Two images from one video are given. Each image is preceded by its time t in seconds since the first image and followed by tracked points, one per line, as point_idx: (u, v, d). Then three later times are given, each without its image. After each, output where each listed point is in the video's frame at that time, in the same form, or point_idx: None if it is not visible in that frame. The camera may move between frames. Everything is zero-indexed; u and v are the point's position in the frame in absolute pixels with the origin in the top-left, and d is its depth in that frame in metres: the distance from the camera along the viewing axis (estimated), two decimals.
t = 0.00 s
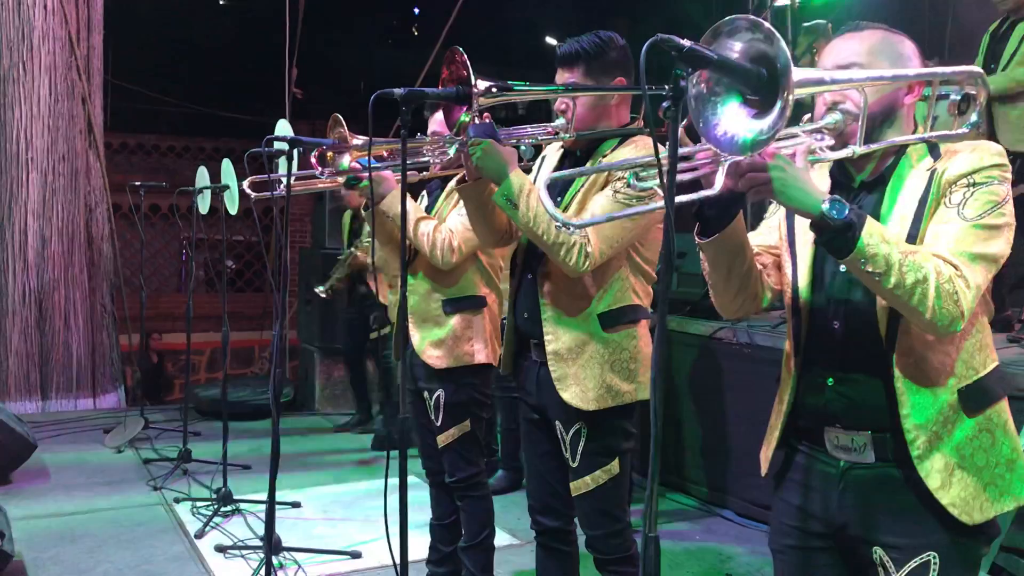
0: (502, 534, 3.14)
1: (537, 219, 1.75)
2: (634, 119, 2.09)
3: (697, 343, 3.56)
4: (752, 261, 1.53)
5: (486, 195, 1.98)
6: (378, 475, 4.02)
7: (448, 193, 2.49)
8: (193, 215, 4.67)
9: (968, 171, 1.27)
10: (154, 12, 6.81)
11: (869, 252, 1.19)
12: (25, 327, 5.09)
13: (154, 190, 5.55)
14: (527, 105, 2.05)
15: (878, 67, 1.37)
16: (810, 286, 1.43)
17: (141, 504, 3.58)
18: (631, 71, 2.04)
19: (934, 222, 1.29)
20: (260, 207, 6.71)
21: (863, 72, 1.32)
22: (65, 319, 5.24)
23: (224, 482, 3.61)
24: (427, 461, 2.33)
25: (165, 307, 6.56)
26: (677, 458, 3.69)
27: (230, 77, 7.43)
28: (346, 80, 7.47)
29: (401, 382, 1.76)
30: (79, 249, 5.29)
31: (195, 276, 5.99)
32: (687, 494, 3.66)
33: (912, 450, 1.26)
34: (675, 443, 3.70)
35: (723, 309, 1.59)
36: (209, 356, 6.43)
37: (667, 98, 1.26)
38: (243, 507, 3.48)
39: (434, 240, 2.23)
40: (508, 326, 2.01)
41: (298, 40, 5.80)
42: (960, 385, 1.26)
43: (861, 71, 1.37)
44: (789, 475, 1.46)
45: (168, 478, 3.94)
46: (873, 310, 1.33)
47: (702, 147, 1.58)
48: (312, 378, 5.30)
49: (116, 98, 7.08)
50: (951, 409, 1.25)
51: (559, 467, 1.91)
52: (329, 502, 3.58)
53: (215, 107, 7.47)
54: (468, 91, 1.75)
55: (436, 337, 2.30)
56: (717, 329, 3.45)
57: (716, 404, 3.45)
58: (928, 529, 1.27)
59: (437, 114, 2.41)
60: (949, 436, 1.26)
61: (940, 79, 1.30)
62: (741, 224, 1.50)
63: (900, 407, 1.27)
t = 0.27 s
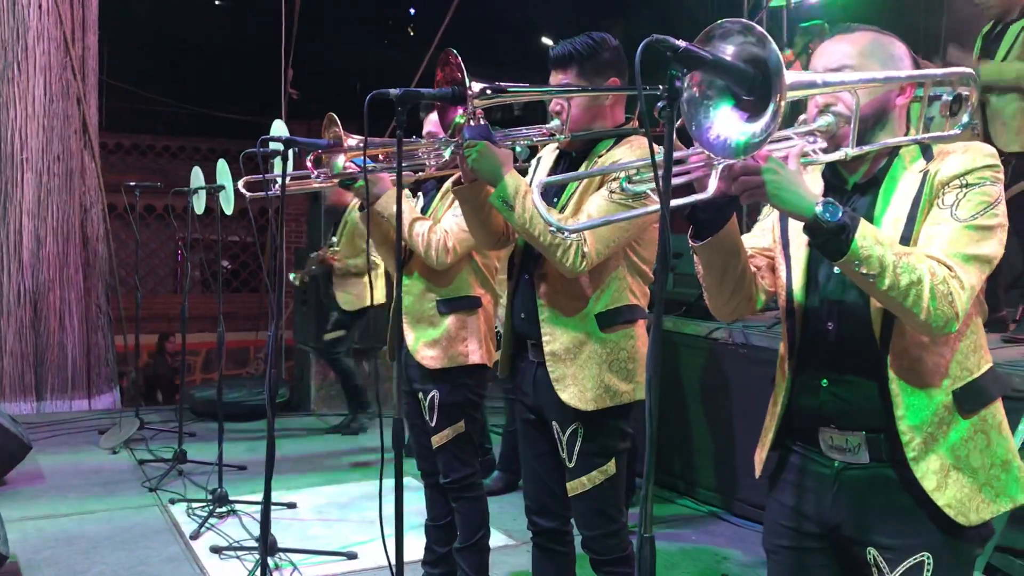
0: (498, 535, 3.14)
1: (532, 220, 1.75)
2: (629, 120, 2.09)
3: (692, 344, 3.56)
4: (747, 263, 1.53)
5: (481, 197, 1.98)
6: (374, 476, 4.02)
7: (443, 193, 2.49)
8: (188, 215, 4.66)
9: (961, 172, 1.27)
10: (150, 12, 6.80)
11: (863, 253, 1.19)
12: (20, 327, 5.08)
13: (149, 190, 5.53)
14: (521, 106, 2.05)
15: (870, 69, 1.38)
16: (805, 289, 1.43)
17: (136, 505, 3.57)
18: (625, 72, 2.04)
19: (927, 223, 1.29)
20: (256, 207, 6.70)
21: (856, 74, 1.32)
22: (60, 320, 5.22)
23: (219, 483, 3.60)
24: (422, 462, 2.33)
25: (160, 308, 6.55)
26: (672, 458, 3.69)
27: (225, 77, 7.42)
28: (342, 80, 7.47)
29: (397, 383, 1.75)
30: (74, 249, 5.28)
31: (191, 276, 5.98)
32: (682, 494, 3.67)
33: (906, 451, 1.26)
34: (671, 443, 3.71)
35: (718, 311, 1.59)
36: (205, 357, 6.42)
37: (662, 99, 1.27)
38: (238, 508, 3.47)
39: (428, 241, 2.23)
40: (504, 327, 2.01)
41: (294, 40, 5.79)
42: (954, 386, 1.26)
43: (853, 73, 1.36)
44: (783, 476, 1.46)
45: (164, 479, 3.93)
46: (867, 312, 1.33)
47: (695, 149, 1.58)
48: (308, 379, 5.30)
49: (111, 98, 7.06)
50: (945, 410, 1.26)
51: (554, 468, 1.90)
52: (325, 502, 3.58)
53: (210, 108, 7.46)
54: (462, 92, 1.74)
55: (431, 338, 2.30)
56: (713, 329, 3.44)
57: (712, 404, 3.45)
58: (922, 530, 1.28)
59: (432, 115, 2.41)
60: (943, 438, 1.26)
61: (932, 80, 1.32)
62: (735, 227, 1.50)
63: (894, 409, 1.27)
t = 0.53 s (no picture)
0: (494, 535, 3.14)
1: (530, 221, 1.75)
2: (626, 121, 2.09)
3: (689, 344, 3.57)
4: (744, 265, 1.53)
5: (479, 197, 1.98)
6: (370, 477, 4.01)
7: (441, 193, 2.48)
8: (184, 215, 4.66)
9: (958, 174, 1.27)
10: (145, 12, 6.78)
11: (860, 255, 1.19)
12: (15, 326, 5.07)
13: (144, 190, 5.53)
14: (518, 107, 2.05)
15: (868, 70, 1.38)
16: (802, 289, 1.43)
17: (132, 505, 3.56)
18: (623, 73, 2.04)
19: (924, 224, 1.29)
20: (252, 208, 6.70)
21: (853, 75, 1.32)
22: (55, 320, 5.21)
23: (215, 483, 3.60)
24: (419, 462, 2.32)
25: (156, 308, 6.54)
26: (669, 459, 3.69)
27: (222, 78, 7.42)
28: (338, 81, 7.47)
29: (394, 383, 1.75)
30: (70, 249, 5.27)
31: (186, 276, 5.97)
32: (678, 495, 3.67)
33: (902, 451, 1.26)
34: (667, 444, 3.70)
35: (715, 313, 1.58)
36: (201, 357, 6.43)
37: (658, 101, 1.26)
38: (234, 509, 3.46)
39: (426, 242, 2.22)
40: (501, 327, 2.01)
41: (290, 40, 5.78)
42: (951, 387, 1.26)
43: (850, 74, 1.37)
44: (779, 476, 1.46)
45: (160, 480, 3.93)
46: (864, 312, 1.33)
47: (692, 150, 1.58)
48: (303, 380, 5.29)
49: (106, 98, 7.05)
50: (942, 411, 1.26)
51: (551, 468, 1.90)
52: (321, 503, 3.58)
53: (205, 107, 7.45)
54: (460, 92, 1.74)
55: (427, 338, 2.29)
56: (709, 329, 3.46)
57: (708, 404, 3.45)
58: (918, 531, 1.28)
59: (429, 115, 2.41)
60: (939, 439, 1.26)
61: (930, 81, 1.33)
62: (732, 229, 1.50)
63: (890, 409, 1.27)
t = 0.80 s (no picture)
0: (489, 537, 3.14)
1: (525, 222, 1.75)
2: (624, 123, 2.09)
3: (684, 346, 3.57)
4: (739, 266, 1.54)
5: (476, 197, 1.98)
6: (365, 479, 4.01)
7: (438, 195, 2.49)
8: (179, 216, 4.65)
9: (954, 176, 1.27)
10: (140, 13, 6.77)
11: (854, 257, 1.19)
12: (8, 327, 5.05)
13: (140, 191, 5.52)
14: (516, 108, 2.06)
15: (866, 72, 1.38)
16: (798, 291, 1.43)
17: (126, 507, 3.55)
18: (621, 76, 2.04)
19: (920, 227, 1.30)
20: (247, 209, 6.69)
21: (851, 77, 1.33)
22: (49, 321, 5.20)
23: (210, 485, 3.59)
24: (414, 464, 2.32)
25: (151, 309, 6.52)
26: (665, 461, 3.69)
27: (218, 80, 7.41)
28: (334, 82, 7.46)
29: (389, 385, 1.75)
30: (64, 250, 5.26)
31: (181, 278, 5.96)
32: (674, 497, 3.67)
33: (896, 454, 1.26)
34: (663, 446, 3.71)
35: (710, 314, 1.58)
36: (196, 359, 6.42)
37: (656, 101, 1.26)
38: (228, 511, 3.46)
39: (422, 243, 2.22)
40: (497, 328, 2.01)
41: (285, 41, 5.77)
42: (945, 391, 1.26)
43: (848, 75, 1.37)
44: (774, 478, 1.46)
45: (154, 482, 3.92)
46: (859, 314, 1.33)
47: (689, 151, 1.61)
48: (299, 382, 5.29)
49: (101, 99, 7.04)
50: (937, 414, 1.26)
51: (547, 470, 1.91)
52: (316, 505, 3.57)
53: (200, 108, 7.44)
54: (457, 93, 1.74)
55: (423, 339, 2.29)
56: (704, 331, 3.49)
57: (704, 406, 3.45)
58: (912, 534, 1.28)
59: (425, 116, 2.41)
60: (933, 442, 1.26)
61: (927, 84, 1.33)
62: (728, 229, 1.50)
63: (884, 411, 1.28)
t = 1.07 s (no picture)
0: (485, 539, 3.13)
1: (522, 225, 1.75)
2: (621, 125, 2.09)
3: (681, 348, 3.58)
4: (737, 269, 1.54)
5: (473, 199, 1.98)
6: (360, 480, 4.00)
7: (435, 196, 2.48)
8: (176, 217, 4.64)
9: (953, 180, 1.28)
10: (136, 14, 6.76)
11: (851, 260, 1.19)
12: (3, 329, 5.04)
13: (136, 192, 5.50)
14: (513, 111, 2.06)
15: (865, 75, 1.38)
16: (795, 294, 1.43)
17: (121, 509, 3.55)
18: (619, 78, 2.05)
19: (917, 230, 1.30)
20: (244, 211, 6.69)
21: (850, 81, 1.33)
22: (44, 323, 5.18)
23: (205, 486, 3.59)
24: (410, 465, 2.32)
25: (146, 311, 6.50)
26: (661, 463, 3.69)
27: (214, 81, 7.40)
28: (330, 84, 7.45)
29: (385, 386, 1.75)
30: (60, 251, 5.25)
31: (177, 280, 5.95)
32: (670, 498, 3.67)
33: (892, 456, 1.26)
34: (659, 448, 3.70)
35: (708, 316, 1.58)
36: (192, 361, 6.41)
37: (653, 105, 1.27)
38: (224, 512, 3.45)
39: (418, 245, 2.22)
40: (493, 330, 2.01)
41: (282, 43, 5.76)
42: (942, 394, 1.26)
43: (847, 79, 1.37)
44: (770, 480, 1.46)
45: (150, 483, 3.91)
46: (856, 316, 1.33)
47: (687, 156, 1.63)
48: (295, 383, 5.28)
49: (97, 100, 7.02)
50: (933, 417, 1.26)
51: (542, 472, 1.90)
52: (313, 506, 3.57)
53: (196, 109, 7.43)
54: (454, 95, 1.74)
55: (419, 341, 2.29)
56: (701, 333, 3.49)
57: (700, 408, 3.45)
58: (907, 536, 1.28)
59: (422, 118, 2.41)
60: (930, 444, 1.26)
61: (927, 87, 1.34)
62: (726, 232, 1.50)
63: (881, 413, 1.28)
